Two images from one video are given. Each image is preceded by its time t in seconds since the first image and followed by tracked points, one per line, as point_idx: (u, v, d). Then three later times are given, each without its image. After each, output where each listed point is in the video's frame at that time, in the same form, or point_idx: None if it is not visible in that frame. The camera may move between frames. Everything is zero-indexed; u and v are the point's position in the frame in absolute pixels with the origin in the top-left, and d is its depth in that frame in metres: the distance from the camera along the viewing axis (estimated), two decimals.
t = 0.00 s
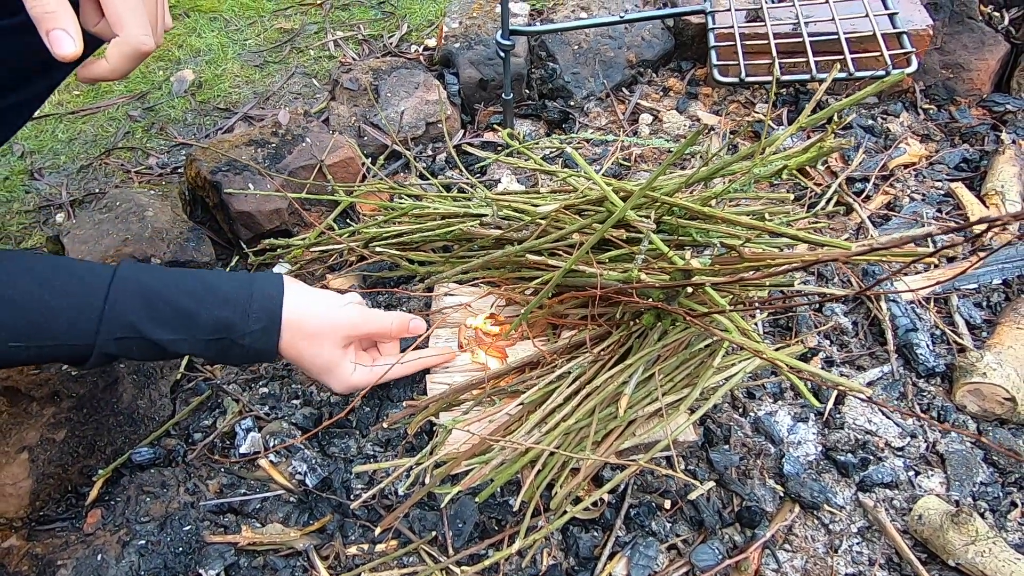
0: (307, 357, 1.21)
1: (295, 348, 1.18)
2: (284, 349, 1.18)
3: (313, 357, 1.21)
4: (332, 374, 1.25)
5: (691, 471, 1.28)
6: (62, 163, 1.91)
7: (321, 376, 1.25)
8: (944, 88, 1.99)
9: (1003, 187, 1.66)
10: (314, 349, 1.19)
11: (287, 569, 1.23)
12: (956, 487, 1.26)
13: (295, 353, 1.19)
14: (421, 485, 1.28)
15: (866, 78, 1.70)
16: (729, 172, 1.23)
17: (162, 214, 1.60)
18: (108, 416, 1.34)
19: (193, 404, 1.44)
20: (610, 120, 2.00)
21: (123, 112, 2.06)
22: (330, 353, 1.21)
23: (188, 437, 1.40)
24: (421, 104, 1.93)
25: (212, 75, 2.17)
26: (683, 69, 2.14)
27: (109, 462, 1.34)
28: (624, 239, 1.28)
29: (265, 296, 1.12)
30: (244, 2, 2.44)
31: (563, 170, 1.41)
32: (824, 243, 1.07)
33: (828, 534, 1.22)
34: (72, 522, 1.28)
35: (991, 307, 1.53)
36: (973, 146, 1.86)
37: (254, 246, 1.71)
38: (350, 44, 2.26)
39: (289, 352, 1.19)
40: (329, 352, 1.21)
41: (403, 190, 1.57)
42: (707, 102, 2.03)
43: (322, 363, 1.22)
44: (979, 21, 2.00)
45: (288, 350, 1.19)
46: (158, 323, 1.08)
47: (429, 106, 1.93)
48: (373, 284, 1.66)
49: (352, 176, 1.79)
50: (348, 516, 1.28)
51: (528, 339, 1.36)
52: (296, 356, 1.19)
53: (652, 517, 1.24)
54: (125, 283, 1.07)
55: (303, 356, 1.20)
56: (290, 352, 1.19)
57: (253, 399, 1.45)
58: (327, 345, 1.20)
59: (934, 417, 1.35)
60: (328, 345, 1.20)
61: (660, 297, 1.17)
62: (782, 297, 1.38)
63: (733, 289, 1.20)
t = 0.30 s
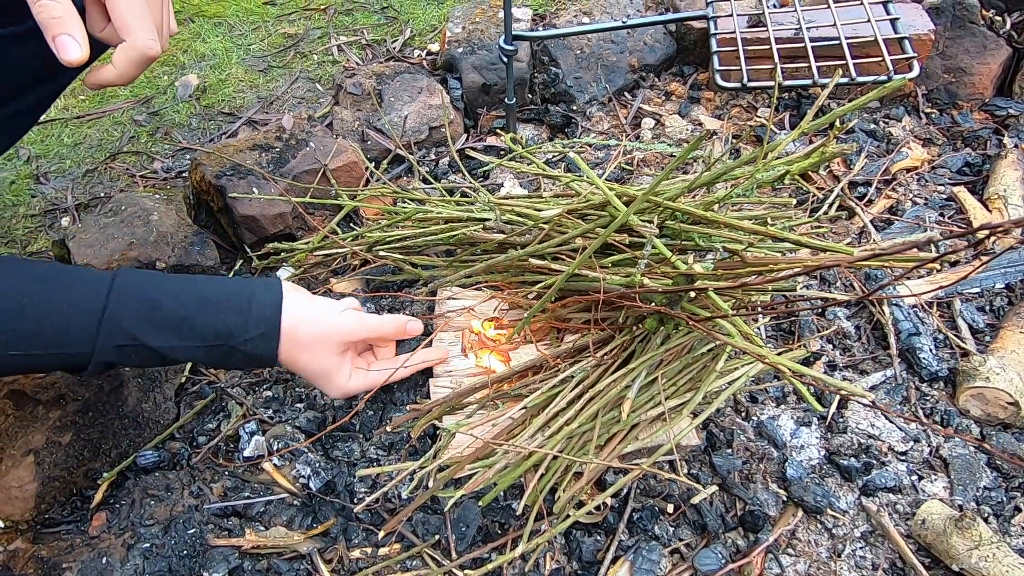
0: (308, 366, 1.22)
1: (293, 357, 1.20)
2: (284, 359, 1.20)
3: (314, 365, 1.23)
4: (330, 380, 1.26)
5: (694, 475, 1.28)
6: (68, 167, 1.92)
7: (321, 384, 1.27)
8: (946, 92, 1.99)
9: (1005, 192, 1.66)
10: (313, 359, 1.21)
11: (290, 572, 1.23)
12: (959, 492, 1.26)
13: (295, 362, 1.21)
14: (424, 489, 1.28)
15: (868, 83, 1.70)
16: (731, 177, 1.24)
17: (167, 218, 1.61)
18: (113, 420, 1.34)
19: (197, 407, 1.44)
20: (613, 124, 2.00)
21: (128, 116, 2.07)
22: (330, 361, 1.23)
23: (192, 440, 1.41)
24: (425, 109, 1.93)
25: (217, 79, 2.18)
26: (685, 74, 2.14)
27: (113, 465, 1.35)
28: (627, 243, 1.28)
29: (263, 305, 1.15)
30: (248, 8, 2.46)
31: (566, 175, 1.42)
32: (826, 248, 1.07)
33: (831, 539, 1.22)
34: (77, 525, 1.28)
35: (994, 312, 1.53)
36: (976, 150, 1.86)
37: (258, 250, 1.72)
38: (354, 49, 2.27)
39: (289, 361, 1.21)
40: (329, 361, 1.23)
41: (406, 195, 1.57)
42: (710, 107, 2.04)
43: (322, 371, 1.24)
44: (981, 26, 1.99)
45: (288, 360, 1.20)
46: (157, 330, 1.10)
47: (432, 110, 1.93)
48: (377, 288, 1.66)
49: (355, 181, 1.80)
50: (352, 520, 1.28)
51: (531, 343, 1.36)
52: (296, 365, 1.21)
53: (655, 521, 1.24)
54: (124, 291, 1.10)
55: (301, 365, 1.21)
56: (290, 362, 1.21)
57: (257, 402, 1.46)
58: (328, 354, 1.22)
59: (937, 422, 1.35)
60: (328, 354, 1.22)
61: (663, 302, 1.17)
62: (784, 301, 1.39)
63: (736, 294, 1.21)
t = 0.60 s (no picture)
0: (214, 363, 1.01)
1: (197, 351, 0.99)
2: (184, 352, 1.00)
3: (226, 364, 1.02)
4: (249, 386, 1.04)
5: (696, 480, 1.29)
6: (73, 170, 1.93)
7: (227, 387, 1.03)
8: (948, 98, 2.00)
9: (1007, 197, 1.66)
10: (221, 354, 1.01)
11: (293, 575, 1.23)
12: (961, 498, 1.26)
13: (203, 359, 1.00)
14: (427, 492, 1.29)
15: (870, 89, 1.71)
16: (733, 182, 1.24)
17: (171, 221, 1.62)
18: (117, 422, 1.35)
19: (200, 409, 1.45)
20: (616, 128, 2.01)
21: (133, 119, 2.07)
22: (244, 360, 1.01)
23: (195, 443, 1.41)
24: (428, 113, 1.94)
25: (221, 83, 2.19)
26: (687, 78, 2.15)
27: (117, 467, 1.35)
28: (629, 248, 1.29)
29: (181, 295, 0.99)
30: (253, 12, 2.47)
31: (568, 179, 1.43)
32: (828, 253, 1.07)
33: (833, 544, 1.22)
34: (81, 527, 1.29)
35: (996, 317, 1.53)
36: (977, 156, 1.87)
37: (261, 253, 1.72)
38: (358, 53, 2.28)
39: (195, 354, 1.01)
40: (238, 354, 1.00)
41: (410, 199, 1.58)
42: (712, 111, 2.05)
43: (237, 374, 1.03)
44: (983, 31, 1.98)
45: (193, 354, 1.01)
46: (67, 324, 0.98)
47: (436, 114, 1.94)
48: (380, 291, 1.67)
49: (359, 184, 1.80)
50: (354, 523, 1.28)
51: (533, 347, 1.37)
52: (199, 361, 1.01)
53: (657, 526, 1.24)
54: (30, 292, 0.98)
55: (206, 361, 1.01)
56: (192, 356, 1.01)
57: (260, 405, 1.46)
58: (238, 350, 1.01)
59: (939, 428, 1.35)
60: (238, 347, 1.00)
61: (665, 307, 1.17)
62: (786, 306, 1.39)
63: (738, 299, 1.21)
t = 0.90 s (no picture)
0: (116, 229, 1.06)
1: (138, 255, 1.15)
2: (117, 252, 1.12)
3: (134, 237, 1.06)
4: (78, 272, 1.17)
5: (695, 485, 1.29)
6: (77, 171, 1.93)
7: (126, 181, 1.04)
8: (949, 105, 2.01)
9: (1007, 205, 1.67)
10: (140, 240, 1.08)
11: None
12: (960, 505, 1.27)
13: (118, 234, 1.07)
14: (428, 495, 1.30)
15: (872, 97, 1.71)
16: (735, 191, 1.25)
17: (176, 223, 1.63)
18: (121, 423, 1.36)
19: (203, 411, 1.46)
20: (618, 133, 2.02)
21: (137, 121, 2.08)
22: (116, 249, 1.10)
23: (198, 444, 1.42)
24: (431, 116, 1.95)
25: (225, 85, 2.20)
26: (690, 84, 2.16)
27: (120, 468, 1.35)
28: (631, 254, 1.30)
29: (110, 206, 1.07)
30: (257, 14, 2.48)
31: (571, 185, 1.43)
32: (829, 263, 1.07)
33: (831, 550, 1.23)
34: (84, 527, 1.28)
35: (995, 325, 1.54)
36: (978, 163, 1.88)
37: (264, 255, 1.73)
38: (361, 56, 2.29)
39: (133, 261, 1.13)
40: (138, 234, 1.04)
41: (413, 202, 1.59)
42: (714, 117, 2.06)
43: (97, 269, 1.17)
44: (983, 40, 2.00)
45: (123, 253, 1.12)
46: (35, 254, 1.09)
47: (439, 119, 1.95)
48: (382, 294, 1.68)
49: (362, 188, 1.81)
50: (355, 525, 1.29)
51: (534, 352, 1.38)
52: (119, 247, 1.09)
53: (657, 530, 1.25)
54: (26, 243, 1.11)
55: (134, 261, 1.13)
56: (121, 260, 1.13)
57: (263, 407, 1.47)
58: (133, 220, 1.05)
59: (938, 435, 1.36)
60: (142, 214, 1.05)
61: (666, 313, 1.18)
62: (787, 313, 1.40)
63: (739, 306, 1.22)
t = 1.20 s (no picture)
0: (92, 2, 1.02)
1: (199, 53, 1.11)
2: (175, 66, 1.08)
3: None
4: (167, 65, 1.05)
5: (694, 489, 1.29)
6: (79, 170, 1.94)
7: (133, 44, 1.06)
8: (949, 111, 2.02)
9: (1007, 211, 1.68)
10: None
11: None
12: (958, 511, 1.27)
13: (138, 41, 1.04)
14: (427, 497, 1.30)
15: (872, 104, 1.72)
16: (735, 196, 1.25)
17: (176, 222, 1.63)
18: (120, 422, 1.36)
19: (202, 411, 1.46)
20: (619, 137, 2.02)
21: (139, 121, 2.09)
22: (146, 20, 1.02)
23: (196, 444, 1.42)
24: (432, 118, 1.95)
25: (227, 85, 2.20)
26: (691, 88, 2.16)
27: (118, 468, 1.35)
28: (631, 258, 1.30)
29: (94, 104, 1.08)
30: (259, 15, 2.48)
31: (572, 189, 1.44)
32: (829, 269, 1.07)
33: (830, 554, 1.22)
34: (82, 527, 1.28)
35: (994, 331, 1.54)
36: (978, 169, 1.88)
37: (265, 255, 1.73)
38: (363, 57, 2.29)
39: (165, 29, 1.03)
40: None
41: (414, 204, 1.59)
42: (715, 121, 2.06)
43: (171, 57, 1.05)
44: (984, 46, 1.99)
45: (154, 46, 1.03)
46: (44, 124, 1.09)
47: (440, 120, 1.95)
48: (382, 296, 1.68)
49: (362, 189, 1.81)
50: (353, 527, 1.29)
51: (534, 355, 1.38)
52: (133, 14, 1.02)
53: (655, 534, 1.25)
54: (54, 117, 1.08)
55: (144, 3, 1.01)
56: (163, 51, 1.03)
57: (262, 408, 1.47)
58: None
59: (937, 441, 1.36)
60: None
61: (666, 317, 1.18)
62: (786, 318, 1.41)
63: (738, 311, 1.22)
